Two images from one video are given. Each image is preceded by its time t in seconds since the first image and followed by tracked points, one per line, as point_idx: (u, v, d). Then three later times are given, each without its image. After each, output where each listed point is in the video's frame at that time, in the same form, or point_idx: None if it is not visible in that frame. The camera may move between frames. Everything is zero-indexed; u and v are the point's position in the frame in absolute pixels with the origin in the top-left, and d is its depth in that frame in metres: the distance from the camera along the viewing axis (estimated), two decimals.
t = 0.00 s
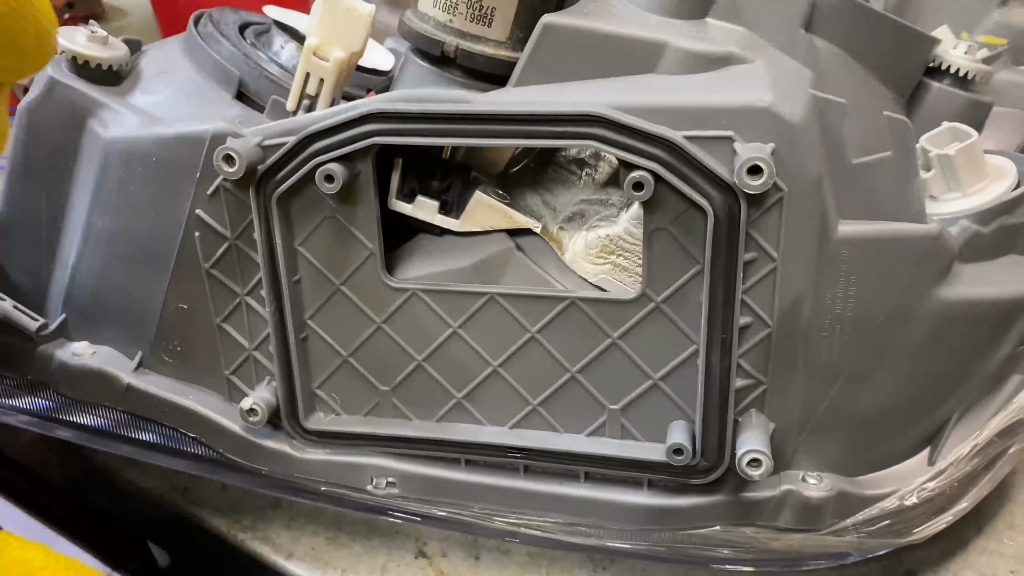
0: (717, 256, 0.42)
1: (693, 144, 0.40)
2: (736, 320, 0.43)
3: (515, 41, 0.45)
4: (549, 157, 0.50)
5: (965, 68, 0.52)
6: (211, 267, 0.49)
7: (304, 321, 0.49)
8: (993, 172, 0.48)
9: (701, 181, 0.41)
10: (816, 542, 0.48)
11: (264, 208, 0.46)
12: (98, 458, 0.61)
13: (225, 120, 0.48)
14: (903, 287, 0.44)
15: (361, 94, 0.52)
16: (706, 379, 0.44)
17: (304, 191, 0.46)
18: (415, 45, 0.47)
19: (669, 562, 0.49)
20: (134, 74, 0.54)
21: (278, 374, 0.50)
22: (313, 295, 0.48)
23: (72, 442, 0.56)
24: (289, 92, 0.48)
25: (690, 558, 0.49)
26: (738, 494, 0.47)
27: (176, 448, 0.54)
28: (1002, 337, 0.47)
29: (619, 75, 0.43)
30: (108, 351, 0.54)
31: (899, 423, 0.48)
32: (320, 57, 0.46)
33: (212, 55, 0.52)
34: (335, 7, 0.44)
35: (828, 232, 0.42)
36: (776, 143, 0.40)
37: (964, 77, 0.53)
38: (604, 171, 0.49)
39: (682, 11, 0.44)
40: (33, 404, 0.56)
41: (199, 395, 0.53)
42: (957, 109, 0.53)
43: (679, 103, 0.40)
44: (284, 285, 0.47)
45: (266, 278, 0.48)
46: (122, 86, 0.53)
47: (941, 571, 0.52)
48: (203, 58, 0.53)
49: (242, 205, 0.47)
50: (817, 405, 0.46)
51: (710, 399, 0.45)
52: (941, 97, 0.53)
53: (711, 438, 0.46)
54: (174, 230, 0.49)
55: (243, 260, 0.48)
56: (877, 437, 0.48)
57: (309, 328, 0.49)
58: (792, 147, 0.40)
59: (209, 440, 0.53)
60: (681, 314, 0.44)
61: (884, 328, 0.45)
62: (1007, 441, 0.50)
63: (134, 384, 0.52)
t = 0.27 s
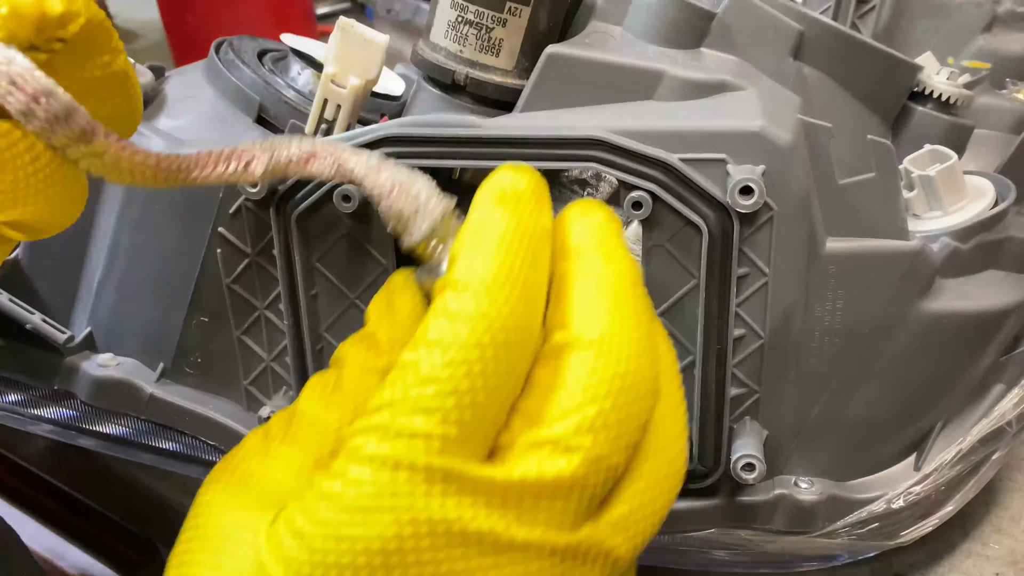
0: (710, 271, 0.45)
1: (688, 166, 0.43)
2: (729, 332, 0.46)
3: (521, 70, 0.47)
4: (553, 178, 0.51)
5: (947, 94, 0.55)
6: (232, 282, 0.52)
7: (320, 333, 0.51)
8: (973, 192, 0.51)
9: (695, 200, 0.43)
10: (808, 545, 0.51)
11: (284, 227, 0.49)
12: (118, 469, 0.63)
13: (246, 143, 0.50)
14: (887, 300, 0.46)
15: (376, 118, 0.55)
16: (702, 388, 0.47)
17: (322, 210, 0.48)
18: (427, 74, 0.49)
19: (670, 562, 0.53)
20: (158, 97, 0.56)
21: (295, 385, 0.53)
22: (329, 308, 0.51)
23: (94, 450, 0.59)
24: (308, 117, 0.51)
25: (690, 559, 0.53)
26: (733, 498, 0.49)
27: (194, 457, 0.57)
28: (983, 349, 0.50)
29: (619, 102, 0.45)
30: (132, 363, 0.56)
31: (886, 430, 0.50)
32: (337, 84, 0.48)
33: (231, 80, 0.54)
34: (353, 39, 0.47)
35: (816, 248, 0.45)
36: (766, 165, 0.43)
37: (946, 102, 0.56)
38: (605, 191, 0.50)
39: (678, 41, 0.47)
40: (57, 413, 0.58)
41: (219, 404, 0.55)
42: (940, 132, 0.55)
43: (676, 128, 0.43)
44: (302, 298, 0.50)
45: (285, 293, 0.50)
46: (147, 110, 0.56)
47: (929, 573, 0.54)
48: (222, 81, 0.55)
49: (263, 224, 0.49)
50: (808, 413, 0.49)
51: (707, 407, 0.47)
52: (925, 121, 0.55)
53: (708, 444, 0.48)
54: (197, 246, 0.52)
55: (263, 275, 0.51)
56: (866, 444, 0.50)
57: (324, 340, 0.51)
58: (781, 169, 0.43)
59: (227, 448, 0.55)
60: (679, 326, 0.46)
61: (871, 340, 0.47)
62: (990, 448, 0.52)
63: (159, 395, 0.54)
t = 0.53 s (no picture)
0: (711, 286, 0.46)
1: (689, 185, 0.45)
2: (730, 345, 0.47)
3: (527, 94, 0.49)
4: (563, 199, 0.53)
5: (940, 115, 0.57)
6: (252, 298, 0.54)
7: (336, 347, 0.53)
8: (965, 210, 0.52)
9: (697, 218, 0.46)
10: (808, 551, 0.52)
11: (302, 244, 0.51)
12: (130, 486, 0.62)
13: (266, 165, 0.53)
14: (884, 313, 0.48)
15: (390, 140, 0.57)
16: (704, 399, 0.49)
17: (338, 228, 0.50)
18: (439, 99, 0.52)
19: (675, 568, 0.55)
20: (180, 121, 0.59)
21: (311, 397, 0.54)
22: (345, 322, 0.52)
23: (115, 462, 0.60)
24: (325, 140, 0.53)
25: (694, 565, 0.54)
26: (735, 506, 0.51)
27: (213, 467, 0.59)
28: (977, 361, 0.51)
29: (623, 126, 0.48)
30: (153, 376, 0.58)
31: (885, 439, 0.52)
32: (353, 108, 0.50)
33: (251, 104, 0.57)
34: (369, 64, 0.50)
35: (814, 264, 0.47)
36: (764, 184, 0.45)
37: (939, 122, 0.57)
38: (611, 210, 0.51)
39: (679, 66, 0.49)
40: (81, 425, 0.59)
41: (238, 416, 0.57)
42: (934, 151, 0.57)
43: (677, 149, 0.45)
44: (319, 312, 0.52)
45: (303, 307, 0.52)
46: (171, 133, 0.58)
47: None
48: (242, 106, 0.57)
49: (281, 242, 0.52)
50: (808, 423, 0.50)
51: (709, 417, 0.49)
52: (919, 140, 0.57)
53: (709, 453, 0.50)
54: (218, 264, 0.54)
55: (281, 290, 0.53)
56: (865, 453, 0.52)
57: (340, 354, 0.53)
58: (779, 188, 0.45)
59: (245, 458, 0.57)
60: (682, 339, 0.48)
61: (868, 352, 0.49)
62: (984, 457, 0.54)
63: (179, 407, 0.57)
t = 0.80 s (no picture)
0: (710, 303, 0.50)
1: (689, 210, 0.49)
2: (729, 357, 0.51)
3: (538, 125, 0.53)
4: (570, 219, 0.57)
5: (927, 140, 0.61)
6: (282, 313, 0.57)
7: (360, 359, 0.57)
8: (947, 231, 0.56)
9: (696, 240, 0.49)
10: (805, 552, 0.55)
11: (329, 263, 0.54)
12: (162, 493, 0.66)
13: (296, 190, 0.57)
14: (872, 328, 0.51)
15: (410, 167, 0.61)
16: (705, 408, 0.52)
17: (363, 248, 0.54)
18: (456, 128, 0.55)
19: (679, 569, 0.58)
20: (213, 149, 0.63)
21: (337, 407, 0.58)
22: (368, 337, 0.56)
23: (149, 468, 0.64)
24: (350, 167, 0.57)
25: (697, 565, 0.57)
26: (735, 509, 0.54)
27: (243, 475, 0.63)
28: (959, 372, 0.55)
29: (628, 153, 0.51)
30: (186, 387, 0.62)
31: (876, 446, 0.55)
32: (377, 137, 0.54)
33: (281, 133, 0.61)
34: (393, 98, 0.54)
35: (806, 282, 0.50)
36: (759, 208, 0.48)
37: (926, 147, 0.61)
38: (616, 230, 0.55)
39: (679, 97, 0.53)
40: (118, 434, 0.64)
41: (267, 425, 0.61)
42: (922, 175, 0.61)
43: (679, 176, 0.49)
44: (344, 328, 0.55)
45: (329, 322, 0.55)
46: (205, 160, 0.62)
47: None
48: (272, 135, 0.62)
49: (309, 261, 0.55)
50: (803, 431, 0.54)
51: (709, 425, 0.52)
52: (908, 164, 0.61)
53: (711, 459, 0.53)
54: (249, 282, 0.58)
55: (307, 307, 0.56)
56: (858, 459, 0.55)
57: (363, 366, 0.57)
58: (772, 213, 0.48)
59: (274, 465, 0.61)
60: (683, 352, 0.52)
61: (859, 364, 0.52)
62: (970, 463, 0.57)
63: (212, 417, 0.61)
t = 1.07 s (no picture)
0: (714, 313, 0.51)
1: (692, 223, 0.50)
2: (732, 367, 0.52)
3: (546, 141, 0.55)
4: (577, 232, 0.59)
5: (928, 154, 0.62)
6: (296, 324, 0.59)
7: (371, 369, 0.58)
8: (947, 242, 0.57)
9: (700, 253, 0.50)
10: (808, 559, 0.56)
11: (342, 275, 0.56)
12: (180, 498, 0.68)
13: (309, 204, 0.58)
14: (872, 338, 0.53)
15: (421, 181, 0.62)
16: (709, 417, 0.53)
17: (375, 261, 0.55)
18: (465, 144, 0.57)
19: None
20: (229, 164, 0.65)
21: (349, 416, 0.59)
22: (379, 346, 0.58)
23: (166, 477, 0.66)
24: (362, 182, 0.59)
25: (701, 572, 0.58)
26: (739, 516, 0.55)
27: (256, 482, 0.64)
28: (959, 380, 0.56)
29: (632, 168, 0.53)
30: (202, 397, 0.64)
31: (877, 454, 0.56)
32: (388, 153, 0.56)
33: (296, 149, 0.63)
34: (404, 114, 0.55)
35: (807, 293, 0.51)
36: (760, 221, 0.49)
37: (928, 161, 0.62)
38: (621, 243, 0.57)
39: (683, 113, 0.54)
40: (135, 442, 0.66)
41: (280, 433, 0.62)
42: (922, 188, 0.62)
43: (682, 190, 0.50)
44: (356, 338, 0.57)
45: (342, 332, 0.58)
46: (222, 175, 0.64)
47: None
48: (288, 151, 0.63)
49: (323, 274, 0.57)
50: (805, 439, 0.55)
51: (712, 433, 0.53)
52: (907, 178, 0.62)
53: (715, 467, 0.54)
54: (264, 294, 0.59)
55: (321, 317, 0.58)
56: (860, 467, 0.56)
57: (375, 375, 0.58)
58: (773, 225, 0.50)
59: (287, 472, 0.62)
60: (687, 362, 0.53)
61: (859, 374, 0.53)
62: (971, 471, 0.58)
63: (228, 425, 0.62)
